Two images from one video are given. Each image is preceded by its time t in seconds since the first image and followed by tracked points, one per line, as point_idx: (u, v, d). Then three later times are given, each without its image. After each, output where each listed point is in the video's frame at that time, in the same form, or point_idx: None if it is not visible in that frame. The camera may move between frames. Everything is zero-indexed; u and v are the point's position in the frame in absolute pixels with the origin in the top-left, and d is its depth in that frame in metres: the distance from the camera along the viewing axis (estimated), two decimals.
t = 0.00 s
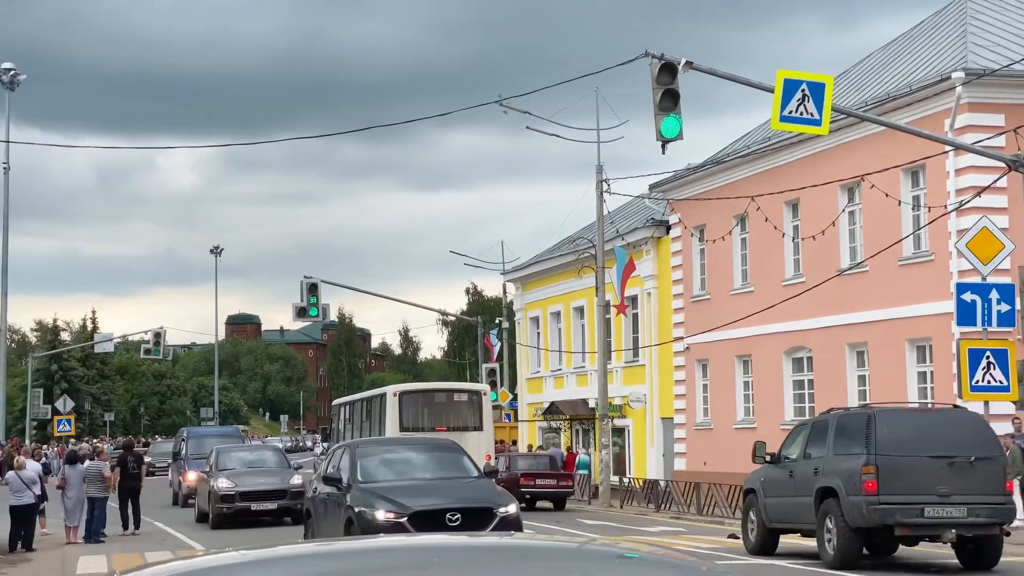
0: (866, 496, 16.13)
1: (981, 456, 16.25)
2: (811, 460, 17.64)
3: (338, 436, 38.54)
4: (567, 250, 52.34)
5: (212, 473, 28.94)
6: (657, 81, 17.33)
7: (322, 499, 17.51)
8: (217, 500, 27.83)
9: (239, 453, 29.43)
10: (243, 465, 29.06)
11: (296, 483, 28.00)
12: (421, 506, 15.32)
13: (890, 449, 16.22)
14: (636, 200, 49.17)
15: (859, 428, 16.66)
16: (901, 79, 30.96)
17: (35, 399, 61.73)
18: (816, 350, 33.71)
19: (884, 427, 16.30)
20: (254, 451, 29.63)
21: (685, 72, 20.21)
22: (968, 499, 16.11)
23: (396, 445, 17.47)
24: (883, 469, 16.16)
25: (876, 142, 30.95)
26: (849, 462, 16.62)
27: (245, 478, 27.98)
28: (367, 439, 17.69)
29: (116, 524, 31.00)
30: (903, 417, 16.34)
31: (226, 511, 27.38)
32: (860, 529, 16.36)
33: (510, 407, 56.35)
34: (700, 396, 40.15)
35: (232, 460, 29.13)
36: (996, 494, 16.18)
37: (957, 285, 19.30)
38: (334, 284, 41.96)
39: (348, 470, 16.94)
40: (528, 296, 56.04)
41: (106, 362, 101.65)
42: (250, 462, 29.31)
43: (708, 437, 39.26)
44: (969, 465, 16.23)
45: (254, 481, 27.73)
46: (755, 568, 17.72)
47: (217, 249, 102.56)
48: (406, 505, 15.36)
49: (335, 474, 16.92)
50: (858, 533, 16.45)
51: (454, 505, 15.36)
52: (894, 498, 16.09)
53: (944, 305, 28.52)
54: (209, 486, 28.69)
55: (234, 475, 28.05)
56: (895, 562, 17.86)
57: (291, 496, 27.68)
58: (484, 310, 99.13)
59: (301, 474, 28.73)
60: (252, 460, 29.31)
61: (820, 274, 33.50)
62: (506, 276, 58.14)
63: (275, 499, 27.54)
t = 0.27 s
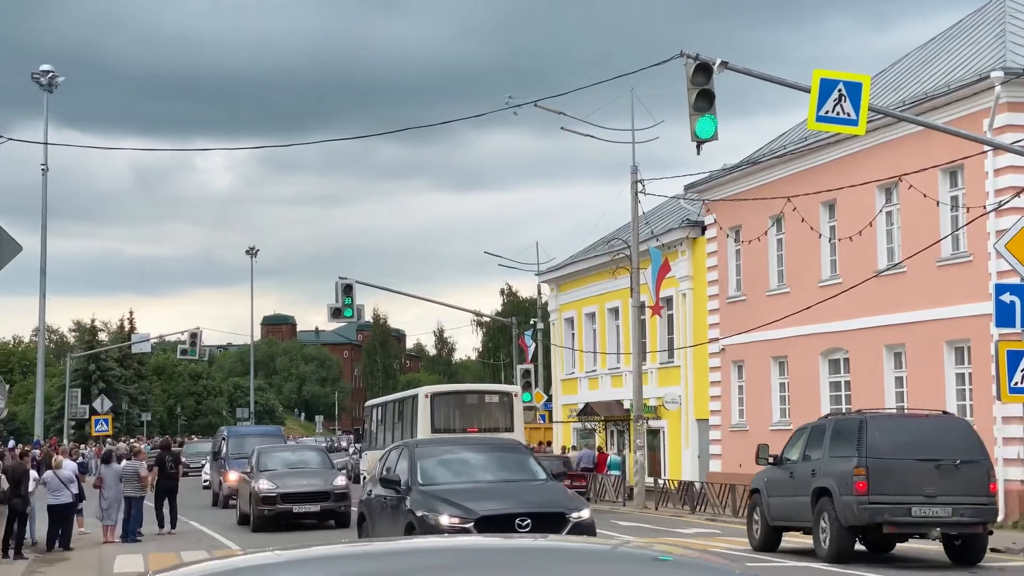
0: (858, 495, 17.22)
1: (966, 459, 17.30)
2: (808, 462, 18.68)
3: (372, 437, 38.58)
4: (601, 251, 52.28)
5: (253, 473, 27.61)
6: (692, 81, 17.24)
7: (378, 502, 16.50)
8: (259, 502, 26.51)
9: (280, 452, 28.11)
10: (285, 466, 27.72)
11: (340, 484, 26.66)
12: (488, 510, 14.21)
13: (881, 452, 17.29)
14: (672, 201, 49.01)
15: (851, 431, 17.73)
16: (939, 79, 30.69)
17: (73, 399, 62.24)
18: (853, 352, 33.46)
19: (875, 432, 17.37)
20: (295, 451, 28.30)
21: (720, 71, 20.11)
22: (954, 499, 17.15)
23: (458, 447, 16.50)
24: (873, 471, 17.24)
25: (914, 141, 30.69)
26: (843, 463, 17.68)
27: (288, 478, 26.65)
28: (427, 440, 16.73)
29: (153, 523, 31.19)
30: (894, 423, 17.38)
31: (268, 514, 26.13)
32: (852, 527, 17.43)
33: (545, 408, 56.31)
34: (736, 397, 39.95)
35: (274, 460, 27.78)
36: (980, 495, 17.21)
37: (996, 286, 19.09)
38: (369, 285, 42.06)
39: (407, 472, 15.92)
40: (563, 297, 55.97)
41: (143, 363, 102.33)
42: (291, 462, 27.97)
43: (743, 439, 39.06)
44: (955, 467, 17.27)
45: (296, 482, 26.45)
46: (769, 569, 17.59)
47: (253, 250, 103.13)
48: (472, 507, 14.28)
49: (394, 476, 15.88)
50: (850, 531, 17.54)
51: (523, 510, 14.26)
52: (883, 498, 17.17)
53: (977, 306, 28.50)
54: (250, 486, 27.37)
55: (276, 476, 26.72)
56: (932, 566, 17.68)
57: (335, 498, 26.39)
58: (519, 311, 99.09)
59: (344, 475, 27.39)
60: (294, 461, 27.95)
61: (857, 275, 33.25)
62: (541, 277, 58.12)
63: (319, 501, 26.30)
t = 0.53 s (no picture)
0: (856, 495, 17.78)
1: (959, 461, 17.86)
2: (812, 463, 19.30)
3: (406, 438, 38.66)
4: (638, 251, 52.20)
5: (297, 474, 26.48)
6: (728, 81, 17.19)
7: (442, 507, 15.05)
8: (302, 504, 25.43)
9: (326, 452, 26.95)
10: (329, 467, 26.50)
11: (386, 486, 25.51)
12: (560, 516, 12.77)
13: (878, 454, 17.90)
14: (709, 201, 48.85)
15: (851, 434, 18.35)
16: (979, 78, 30.39)
17: (113, 399, 62.74)
18: (891, 353, 33.23)
19: (873, 435, 17.99)
20: (340, 452, 27.09)
21: (757, 71, 20.03)
22: (947, 499, 17.69)
23: (527, 447, 14.96)
24: (871, 472, 17.83)
25: (953, 141, 30.45)
26: (842, 465, 18.28)
27: (332, 480, 25.50)
28: (493, 440, 15.22)
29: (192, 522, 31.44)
30: (890, 426, 18.01)
31: (312, 516, 24.97)
32: (850, 525, 18.01)
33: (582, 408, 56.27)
34: (773, 398, 39.77)
35: (319, 461, 26.62)
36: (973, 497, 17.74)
37: None
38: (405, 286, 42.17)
39: (472, 474, 14.47)
40: (600, 298, 55.91)
41: (183, 363, 103.08)
42: (336, 463, 26.79)
43: (780, 439, 38.89)
44: (948, 469, 17.83)
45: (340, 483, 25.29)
46: (804, 571, 17.53)
47: (291, 251, 103.67)
48: (544, 515, 12.82)
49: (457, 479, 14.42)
50: (849, 530, 18.10)
51: (599, 515, 12.81)
52: (881, 498, 17.72)
53: (1009, 308, 28.54)
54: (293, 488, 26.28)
55: (320, 477, 25.59)
56: (956, 566, 17.85)
57: (381, 501, 25.25)
58: (555, 312, 99.02)
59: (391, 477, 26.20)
60: (339, 462, 26.76)
61: (895, 275, 33.03)
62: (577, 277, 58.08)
63: (364, 504, 25.14)
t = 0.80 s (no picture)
0: (859, 495, 19.13)
1: (957, 463, 19.05)
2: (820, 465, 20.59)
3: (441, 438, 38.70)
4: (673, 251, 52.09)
5: (339, 476, 26.17)
6: (764, 81, 17.11)
7: (508, 509, 14.42)
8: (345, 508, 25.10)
9: (368, 454, 26.61)
10: (373, 469, 26.15)
11: (432, 490, 25.20)
12: (639, 521, 11.97)
13: (880, 457, 19.18)
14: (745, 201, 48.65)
15: (856, 436, 19.66)
16: (1019, 77, 30.10)
17: (152, 399, 63.21)
18: (931, 354, 32.96)
19: (876, 438, 19.26)
20: (384, 454, 26.74)
21: (794, 71, 19.93)
22: (946, 499, 18.90)
23: (597, 446, 14.30)
24: (873, 473, 19.13)
25: (992, 140, 30.17)
26: (848, 466, 19.59)
27: (376, 483, 25.15)
28: (561, 438, 14.59)
29: (229, 522, 31.66)
30: (893, 431, 19.23)
31: (354, 521, 24.70)
32: (854, 522, 19.38)
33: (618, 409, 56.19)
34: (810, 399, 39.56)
35: (362, 463, 26.28)
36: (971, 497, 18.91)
37: None
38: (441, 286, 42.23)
39: (541, 474, 13.83)
40: (636, 298, 55.78)
41: (220, 363, 103.69)
42: (381, 464, 26.50)
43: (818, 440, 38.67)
44: (947, 470, 19.04)
45: (385, 488, 24.93)
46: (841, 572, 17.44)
47: (328, 252, 104.06)
48: (621, 520, 12.05)
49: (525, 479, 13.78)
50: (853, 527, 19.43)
51: (681, 522, 11.99)
52: (882, 498, 19.03)
53: None
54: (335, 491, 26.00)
55: (363, 480, 25.26)
56: (995, 569, 17.71)
57: (427, 506, 24.95)
58: (591, 312, 98.91)
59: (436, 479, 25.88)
60: (382, 463, 26.42)
61: (934, 276, 32.77)
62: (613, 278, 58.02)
63: (409, 508, 24.91)
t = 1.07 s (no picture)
0: (863, 494, 20.26)
1: (956, 463, 20.09)
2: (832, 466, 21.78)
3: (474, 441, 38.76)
4: (709, 253, 51.94)
5: (382, 479, 25.49)
6: (800, 82, 17.01)
7: (579, 517, 13.33)
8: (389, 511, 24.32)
9: (412, 455, 25.92)
10: (418, 471, 25.39)
11: (479, 493, 24.27)
12: (729, 532, 10.66)
13: (882, 458, 20.38)
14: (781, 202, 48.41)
15: (862, 439, 20.90)
16: None
17: (190, 400, 63.65)
18: (969, 355, 32.67)
19: (880, 440, 20.50)
20: (429, 456, 25.99)
21: (830, 72, 19.81)
22: (946, 497, 19.87)
23: (678, 449, 13.08)
24: (876, 473, 20.30)
25: None
26: (854, 467, 20.82)
27: (421, 485, 24.34)
28: (637, 440, 13.46)
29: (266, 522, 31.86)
30: (896, 433, 20.47)
31: (398, 524, 23.98)
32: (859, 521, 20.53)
33: (653, 410, 56.09)
34: (847, 400, 39.32)
35: (405, 465, 25.54)
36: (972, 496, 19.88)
37: None
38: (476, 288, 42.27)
39: (616, 478, 12.71)
40: (671, 300, 55.65)
41: (257, 365, 104.39)
42: (424, 466, 25.74)
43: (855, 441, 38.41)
44: (947, 470, 20.07)
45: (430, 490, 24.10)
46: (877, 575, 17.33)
47: (364, 253, 104.48)
48: (708, 529, 10.82)
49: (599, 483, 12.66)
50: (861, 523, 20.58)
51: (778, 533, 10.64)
52: (887, 496, 20.12)
53: None
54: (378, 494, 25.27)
55: (407, 482, 24.47)
56: None
57: (474, 509, 23.98)
58: (626, 313, 98.79)
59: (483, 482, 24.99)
60: (427, 465, 25.64)
61: (972, 277, 32.48)
62: (649, 279, 57.90)
63: (455, 512, 23.94)
